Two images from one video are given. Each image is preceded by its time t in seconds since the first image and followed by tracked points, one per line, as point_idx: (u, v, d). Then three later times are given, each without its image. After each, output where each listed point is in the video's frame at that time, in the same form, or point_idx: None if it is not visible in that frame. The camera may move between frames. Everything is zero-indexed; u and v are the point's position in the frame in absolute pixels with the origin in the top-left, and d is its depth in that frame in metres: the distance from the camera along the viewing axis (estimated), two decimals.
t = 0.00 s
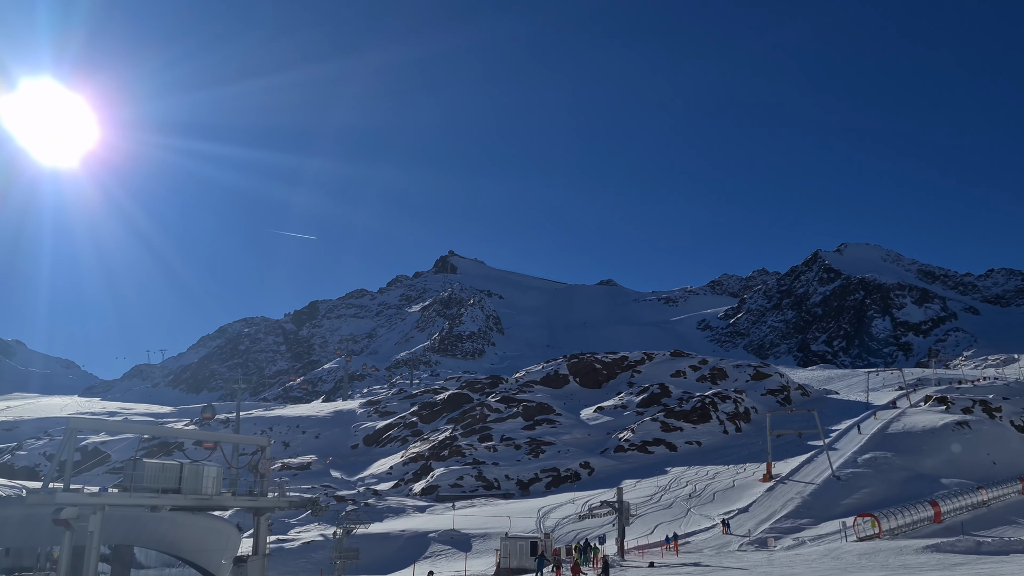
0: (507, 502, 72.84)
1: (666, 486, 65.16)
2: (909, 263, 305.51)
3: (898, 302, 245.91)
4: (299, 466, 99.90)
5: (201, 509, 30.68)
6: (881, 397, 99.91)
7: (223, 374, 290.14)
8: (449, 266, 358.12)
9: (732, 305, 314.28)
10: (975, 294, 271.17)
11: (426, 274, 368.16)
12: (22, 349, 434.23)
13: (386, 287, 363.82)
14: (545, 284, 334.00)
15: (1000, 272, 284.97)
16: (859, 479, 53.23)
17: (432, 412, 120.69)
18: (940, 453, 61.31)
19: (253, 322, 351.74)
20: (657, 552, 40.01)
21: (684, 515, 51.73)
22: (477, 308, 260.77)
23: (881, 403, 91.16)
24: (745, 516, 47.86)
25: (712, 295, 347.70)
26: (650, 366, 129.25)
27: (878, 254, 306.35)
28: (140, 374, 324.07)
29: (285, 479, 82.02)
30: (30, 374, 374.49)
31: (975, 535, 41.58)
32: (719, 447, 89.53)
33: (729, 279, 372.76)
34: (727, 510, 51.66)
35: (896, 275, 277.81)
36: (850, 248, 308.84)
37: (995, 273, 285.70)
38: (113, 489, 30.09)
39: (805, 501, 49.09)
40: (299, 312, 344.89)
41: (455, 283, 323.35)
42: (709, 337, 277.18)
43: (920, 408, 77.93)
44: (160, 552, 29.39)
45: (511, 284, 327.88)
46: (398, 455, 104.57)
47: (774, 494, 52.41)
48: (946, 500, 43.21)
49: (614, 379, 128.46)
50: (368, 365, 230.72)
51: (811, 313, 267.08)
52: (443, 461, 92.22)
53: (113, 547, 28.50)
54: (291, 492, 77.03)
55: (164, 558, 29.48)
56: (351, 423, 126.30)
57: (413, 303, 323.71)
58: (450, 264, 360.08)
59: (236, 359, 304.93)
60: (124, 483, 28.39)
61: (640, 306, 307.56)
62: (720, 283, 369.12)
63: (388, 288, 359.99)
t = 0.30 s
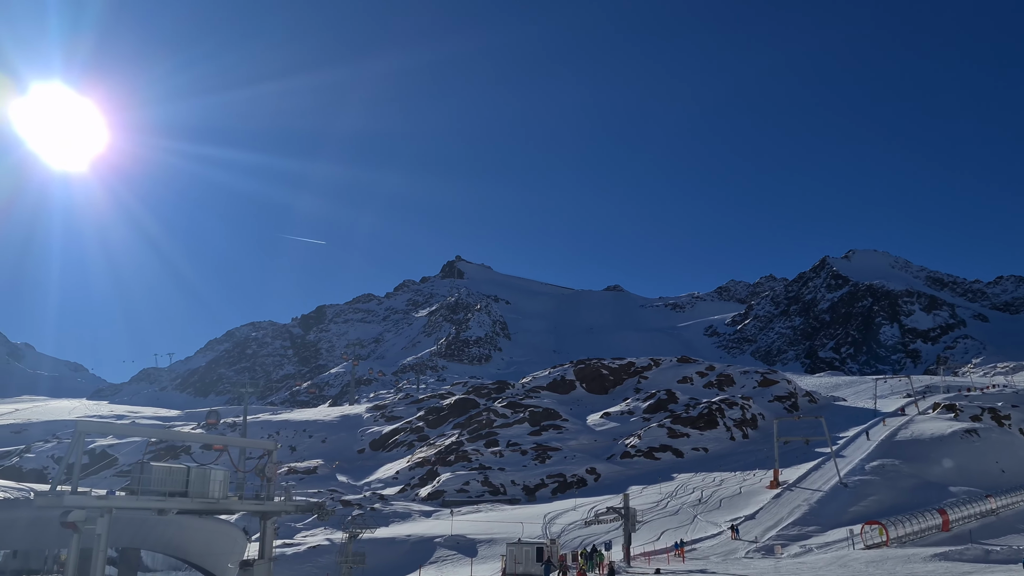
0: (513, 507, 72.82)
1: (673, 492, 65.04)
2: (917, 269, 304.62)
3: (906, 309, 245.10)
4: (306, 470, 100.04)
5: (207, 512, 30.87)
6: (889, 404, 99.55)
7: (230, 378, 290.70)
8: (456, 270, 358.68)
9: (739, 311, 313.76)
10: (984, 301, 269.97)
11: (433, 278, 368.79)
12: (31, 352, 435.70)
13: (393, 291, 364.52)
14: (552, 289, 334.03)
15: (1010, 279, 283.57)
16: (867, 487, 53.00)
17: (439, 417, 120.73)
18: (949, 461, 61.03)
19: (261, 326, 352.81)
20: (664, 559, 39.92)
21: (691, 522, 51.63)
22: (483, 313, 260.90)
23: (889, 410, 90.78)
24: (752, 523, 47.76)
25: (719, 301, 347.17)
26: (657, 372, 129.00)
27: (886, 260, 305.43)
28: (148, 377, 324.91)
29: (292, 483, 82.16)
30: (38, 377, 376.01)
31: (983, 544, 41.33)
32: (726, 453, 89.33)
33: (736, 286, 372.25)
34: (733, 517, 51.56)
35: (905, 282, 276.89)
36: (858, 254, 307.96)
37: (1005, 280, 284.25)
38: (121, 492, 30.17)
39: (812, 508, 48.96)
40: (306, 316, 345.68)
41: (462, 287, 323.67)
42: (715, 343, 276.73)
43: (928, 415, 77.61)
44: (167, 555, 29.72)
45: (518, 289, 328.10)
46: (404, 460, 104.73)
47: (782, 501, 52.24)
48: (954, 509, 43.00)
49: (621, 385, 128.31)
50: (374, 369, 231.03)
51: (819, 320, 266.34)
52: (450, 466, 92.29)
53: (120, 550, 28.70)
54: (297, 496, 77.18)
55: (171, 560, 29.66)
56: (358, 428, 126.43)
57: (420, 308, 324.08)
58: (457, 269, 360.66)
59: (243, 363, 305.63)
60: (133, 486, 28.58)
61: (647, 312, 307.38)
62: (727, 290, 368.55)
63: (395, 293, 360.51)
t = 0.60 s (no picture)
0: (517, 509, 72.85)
1: (677, 494, 64.98)
2: (922, 272, 303.98)
3: (911, 311, 244.57)
4: (310, 472, 100.15)
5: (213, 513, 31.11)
6: (894, 406, 99.30)
7: (234, 379, 291.02)
8: (461, 272, 358.81)
9: (743, 313, 313.25)
10: (990, 304, 269.20)
11: (437, 280, 368.80)
12: (36, 353, 436.75)
13: (398, 293, 364.83)
14: (556, 290, 333.97)
15: (1016, 281, 282.50)
16: (872, 489, 52.90)
17: (444, 419, 120.75)
18: (954, 463, 60.87)
19: (265, 327, 353.23)
20: (668, 561, 39.89)
21: (695, 524, 51.55)
22: (488, 314, 260.91)
23: (895, 412, 90.60)
24: (757, 526, 47.72)
25: (724, 303, 346.74)
26: (662, 374, 128.77)
27: (891, 262, 304.76)
28: (153, 378, 325.66)
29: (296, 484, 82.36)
30: (44, 377, 376.77)
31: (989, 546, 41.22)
32: (731, 455, 89.20)
33: (740, 288, 371.69)
34: (738, 519, 51.51)
35: (911, 283, 276.02)
36: (863, 256, 307.28)
37: (1011, 282, 283.16)
38: (125, 493, 30.31)
39: (817, 510, 48.88)
40: (311, 318, 346.05)
41: (466, 289, 323.75)
42: (720, 345, 276.39)
43: (934, 417, 77.40)
44: (172, 556, 29.49)
45: (522, 291, 328.05)
46: (408, 461, 104.88)
47: (787, 504, 52.14)
48: (959, 511, 42.91)
49: (625, 387, 128.22)
50: (379, 371, 231.17)
51: (823, 322, 265.94)
52: (454, 467, 92.34)
53: (125, 551, 28.64)
54: (301, 497, 77.36)
55: (176, 562, 29.52)
56: (362, 429, 126.56)
57: (424, 309, 324.29)
58: (461, 271, 360.83)
59: (247, 364, 305.92)
60: (137, 488, 28.78)
61: (651, 314, 307.11)
62: (732, 292, 368.02)
63: (400, 294, 360.78)
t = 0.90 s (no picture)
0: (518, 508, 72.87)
1: (678, 494, 64.95)
2: (923, 272, 304.12)
3: (912, 311, 244.59)
4: (311, 472, 100.10)
5: (212, 513, 31.10)
6: (895, 406, 99.41)
7: (235, 378, 291.17)
8: (461, 272, 358.96)
9: (744, 313, 313.04)
10: (991, 304, 269.18)
11: (438, 280, 368.68)
12: (37, 352, 436.86)
13: (398, 293, 364.83)
14: (557, 290, 333.86)
15: (1017, 281, 282.38)
16: (873, 489, 52.94)
17: (444, 419, 120.76)
18: (955, 463, 60.90)
19: (266, 327, 353.33)
20: (669, 560, 39.92)
21: (696, 524, 51.52)
22: (489, 314, 261.01)
23: (895, 412, 90.70)
24: (758, 525, 47.74)
25: (725, 303, 346.72)
26: (662, 374, 128.71)
27: (892, 262, 304.77)
28: (154, 378, 325.69)
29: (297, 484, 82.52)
30: (44, 377, 376.59)
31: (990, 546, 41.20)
32: (731, 455, 89.18)
33: (741, 288, 371.73)
34: (738, 519, 51.48)
35: (911, 283, 275.89)
36: (864, 256, 307.17)
37: (1012, 282, 283.07)
38: (126, 493, 30.31)
39: (817, 510, 48.88)
40: (311, 318, 346.06)
41: (467, 289, 323.63)
42: (721, 345, 276.36)
43: (935, 417, 77.41)
44: (172, 556, 29.52)
45: (523, 291, 328.12)
46: (409, 461, 104.98)
47: (787, 503, 52.16)
48: (960, 511, 42.91)
49: (626, 387, 128.26)
50: (380, 371, 231.14)
51: (824, 322, 266.00)
52: (455, 467, 92.33)
53: (125, 550, 28.58)
54: (302, 497, 77.49)
55: (176, 562, 29.61)
56: (363, 429, 126.55)
57: (424, 309, 324.31)
58: (462, 271, 360.86)
59: (248, 364, 305.96)
60: (138, 488, 28.89)
61: (652, 313, 307.14)
62: (733, 292, 367.92)
63: (400, 294, 360.77)
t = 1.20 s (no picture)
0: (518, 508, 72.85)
1: (678, 494, 64.91)
2: (923, 272, 304.36)
3: (912, 311, 244.63)
4: (311, 471, 100.02)
5: (212, 513, 31.05)
6: (894, 406, 99.49)
7: (235, 378, 291.17)
8: (462, 271, 358.96)
9: (744, 313, 313.03)
10: (990, 304, 269.30)
11: (438, 280, 368.56)
12: (37, 352, 436.51)
13: (399, 292, 364.77)
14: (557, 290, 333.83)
15: (1017, 281, 282.54)
16: (873, 489, 52.98)
17: (444, 418, 120.72)
18: (955, 464, 60.91)
19: (266, 327, 353.34)
20: (669, 560, 39.90)
21: (696, 524, 51.49)
22: (489, 314, 261.03)
23: (895, 412, 90.78)
24: (758, 526, 47.75)
25: (725, 303, 346.76)
26: (662, 374, 128.69)
27: (892, 263, 304.91)
28: (153, 378, 325.67)
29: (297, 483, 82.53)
30: (44, 376, 376.31)
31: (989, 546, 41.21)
32: (731, 456, 89.21)
33: (741, 288, 371.87)
34: (738, 519, 51.48)
35: (912, 283, 275.99)
36: (864, 256, 307.17)
37: (1012, 283, 283.27)
38: (126, 492, 30.36)
39: (818, 510, 48.87)
40: (311, 317, 345.96)
41: (467, 288, 323.42)
42: (721, 345, 276.26)
43: (934, 417, 77.46)
44: (172, 555, 29.51)
45: (523, 290, 328.14)
46: (409, 461, 104.95)
47: (788, 503, 52.13)
48: (960, 512, 42.96)
49: (626, 387, 128.30)
50: (380, 371, 231.22)
51: (824, 322, 266.15)
52: (454, 467, 92.34)
53: (125, 550, 28.61)
54: (302, 496, 77.53)
55: (176, 561, 29.55)
56: (363, 429, 126.53)
57: (425, 308, 324.24)
58: (463, 271, 360.81)
59: (248, 363, 305.88)
60: (138, 487, 28.93)
61: (652, 313, 307.17)
62: (733, 292, 367.92)
63: (400, 294, 360.82)
